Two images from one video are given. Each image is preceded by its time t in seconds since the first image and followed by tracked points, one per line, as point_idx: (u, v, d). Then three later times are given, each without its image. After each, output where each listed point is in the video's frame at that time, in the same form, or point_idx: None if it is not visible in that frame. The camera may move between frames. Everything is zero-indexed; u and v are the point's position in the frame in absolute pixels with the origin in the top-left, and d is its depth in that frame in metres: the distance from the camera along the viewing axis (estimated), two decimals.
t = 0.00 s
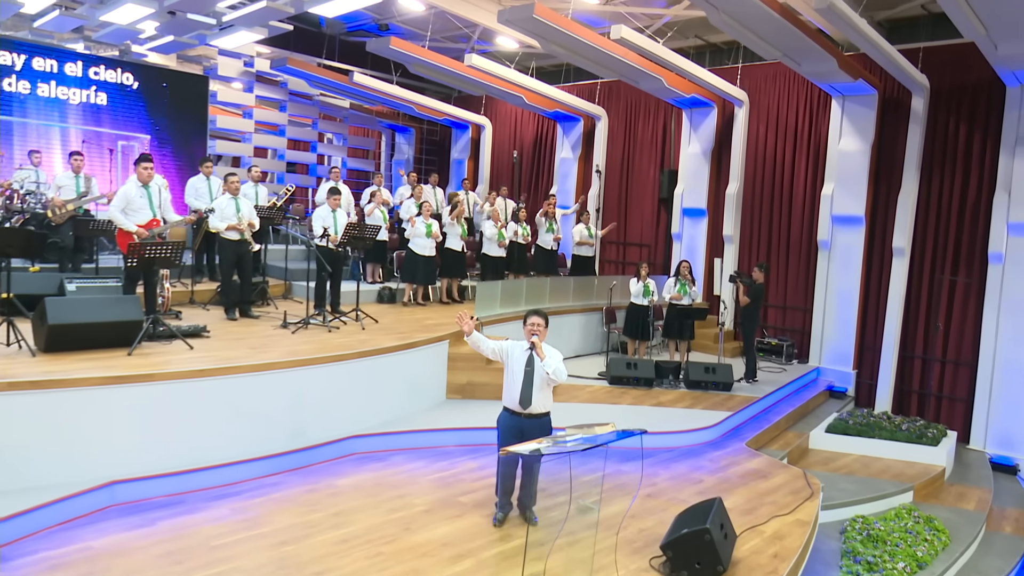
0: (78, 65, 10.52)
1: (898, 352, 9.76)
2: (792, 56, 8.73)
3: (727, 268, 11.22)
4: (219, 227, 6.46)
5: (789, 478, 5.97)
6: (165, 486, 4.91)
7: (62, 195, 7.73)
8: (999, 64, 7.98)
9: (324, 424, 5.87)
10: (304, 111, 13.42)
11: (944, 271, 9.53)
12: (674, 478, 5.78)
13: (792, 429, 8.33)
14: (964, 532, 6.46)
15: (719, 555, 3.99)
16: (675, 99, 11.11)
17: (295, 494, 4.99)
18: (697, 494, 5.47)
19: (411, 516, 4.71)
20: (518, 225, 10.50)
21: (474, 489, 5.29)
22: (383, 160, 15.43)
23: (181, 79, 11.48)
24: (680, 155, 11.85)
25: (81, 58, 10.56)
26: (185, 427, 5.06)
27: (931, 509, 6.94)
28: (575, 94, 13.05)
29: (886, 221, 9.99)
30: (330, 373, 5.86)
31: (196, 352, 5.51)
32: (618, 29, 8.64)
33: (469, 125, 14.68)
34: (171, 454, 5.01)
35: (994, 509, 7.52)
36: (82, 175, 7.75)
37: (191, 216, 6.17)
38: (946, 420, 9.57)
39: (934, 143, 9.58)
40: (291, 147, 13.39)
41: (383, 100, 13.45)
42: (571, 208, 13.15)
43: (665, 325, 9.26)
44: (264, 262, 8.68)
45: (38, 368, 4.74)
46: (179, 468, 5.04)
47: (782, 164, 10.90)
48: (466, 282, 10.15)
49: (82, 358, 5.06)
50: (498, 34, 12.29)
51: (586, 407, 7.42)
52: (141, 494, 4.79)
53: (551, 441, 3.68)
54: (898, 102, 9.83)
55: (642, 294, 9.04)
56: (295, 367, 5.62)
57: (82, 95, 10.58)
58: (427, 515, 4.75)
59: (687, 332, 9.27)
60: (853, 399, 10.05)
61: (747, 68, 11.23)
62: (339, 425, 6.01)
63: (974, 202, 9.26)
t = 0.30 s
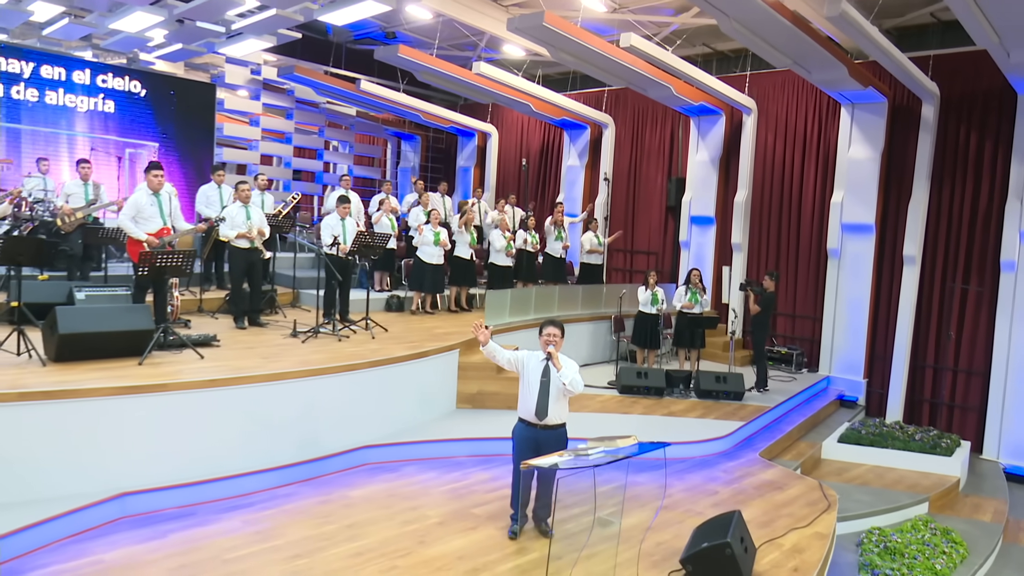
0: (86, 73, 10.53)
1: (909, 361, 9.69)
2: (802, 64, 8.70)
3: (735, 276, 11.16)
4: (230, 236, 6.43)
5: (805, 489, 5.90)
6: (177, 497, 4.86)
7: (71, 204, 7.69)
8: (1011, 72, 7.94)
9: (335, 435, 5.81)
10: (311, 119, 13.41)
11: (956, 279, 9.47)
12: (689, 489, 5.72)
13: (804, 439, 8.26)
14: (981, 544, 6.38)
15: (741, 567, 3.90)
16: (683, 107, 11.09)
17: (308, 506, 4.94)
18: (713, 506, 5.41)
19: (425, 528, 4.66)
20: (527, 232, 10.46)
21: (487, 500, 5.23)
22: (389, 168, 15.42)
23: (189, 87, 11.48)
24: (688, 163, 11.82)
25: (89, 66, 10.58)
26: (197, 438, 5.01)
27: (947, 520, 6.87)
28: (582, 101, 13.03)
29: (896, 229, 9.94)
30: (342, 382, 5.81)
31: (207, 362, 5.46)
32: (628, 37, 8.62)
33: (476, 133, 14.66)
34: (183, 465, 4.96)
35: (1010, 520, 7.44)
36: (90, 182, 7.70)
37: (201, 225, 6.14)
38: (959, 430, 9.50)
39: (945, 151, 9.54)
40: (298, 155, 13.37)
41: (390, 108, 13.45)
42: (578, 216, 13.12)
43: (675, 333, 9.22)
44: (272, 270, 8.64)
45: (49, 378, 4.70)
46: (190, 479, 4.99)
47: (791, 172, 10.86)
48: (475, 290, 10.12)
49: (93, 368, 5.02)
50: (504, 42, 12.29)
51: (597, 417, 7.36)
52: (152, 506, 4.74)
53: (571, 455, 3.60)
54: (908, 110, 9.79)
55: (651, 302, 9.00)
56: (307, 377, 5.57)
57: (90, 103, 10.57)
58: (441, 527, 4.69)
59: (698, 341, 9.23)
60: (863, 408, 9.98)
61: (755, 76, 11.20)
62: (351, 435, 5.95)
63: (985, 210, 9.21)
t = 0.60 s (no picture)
0: (95, 80, 10.52)
1: (922, 370, 9.61)
2: (814, 71, 8.67)
3: (745, 283, 11.09)
4: (243, 243, 6.39)
5: (823, 500, 5.83)
6: (191, 508, 4.80)
7: (81, 211, 7.67)
8: None
9: (348, 445, 5.76)
10: (318, 126, 13.41)
11: (969, 287, 9.41)
12: (706, 500, 5.65)
13: (817, 448, 8.18)
14: (1001, 556, 6.31)
15: None
16: (693, 114, 11.05)
17: (321, 517, 4.88)
18: (730, 518, 5.34)
19: (441, 540, 4.60)
20: (538, 240, 10.41)
21: (503, 512, 5.17)
22: (396, 175, 15.41)
23: (195, 94, 11.45)
24: (697, 170, 11.78)
25: (98, 73, 10.56)
26: (210, 448, 4.96)
27: (965, 531, 6.79)
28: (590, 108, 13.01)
29: (908, 236, 9.88)
30: (354, 392, 5.76)
31: (220, 371, 5.42)
32: (639, 44, 8.60)
33: (483, 140, 14.65)
34: (196, 475, 4.91)
35: None
36: (100, 191, 7.67)
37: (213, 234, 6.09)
38: (973, 439, 9.42)
39: (957, 157, 9.48)
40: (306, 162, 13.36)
41: (397, 115, 13.44)
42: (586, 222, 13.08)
43: (687, 341, 9.17)
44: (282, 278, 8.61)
45: (62, 388, 4.65)
46: (203, 490, 4.94)
47: (802, 179, 10.81)
48: (484, 298, 10.09)
49: (106, 377, 4.97)
50: (512, 48, 12.28)
51: (610, 426, 7.29)
52: (165, 517, 4.69)
53: (596, 467, 3.54)
54: (920, 117, 9.74)
55: (661, 310, 8.95)
56: (320, 387, 5.52)
57: (99, 110, 10.57)
58: (457, 539, 4.64)
59: (709, 350, 9.18)
60: (876, 417, 9.90)
61: (765, 83, 11.16)
62: (363, 445, 5.90)
63: (998, 217, 9.16)
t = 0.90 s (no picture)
0: (108, 87, 10.56)
1: (939, 377, 9.51)
2: (830, 76, 8.61)
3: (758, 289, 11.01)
4: (261, 249, 6.35)
5: (846, 510, 5.75)
6: (208, 518, 4.76)
7: (96, 218, 7.67)
8: None
9: (365, 454, 5.71)
10: (329, 132, 13.41)
11: (987, 293, 9.32)
12: (727, 510, 5.59)
13: (836, 457, 8.09)
14: None
15: None
16: (706, 119, 11.00)
17: (340, 527, 4.83)
18: (753, 528, 5.27)
19: (462, 551, 4.54)
20: (551, 245, 10.36)
21: (522, 521, 5.11)
22: (406, 180, 15.40)
23: (206, 101, 11.46)
24: (710, 175, 11.72)
25: (111, 80, 10.61)
26: (227, 457, 4.91)
27: (987, 542, 6.70)
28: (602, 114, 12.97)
29: (925, 242, 9.80)
30: (371, 400, 5.71)
31: (237, 378, 5.38)
32: (654, 49, 8.56)
33: (494, 146, 14.62)
34: (214, 484, 4.87)
35: None
36: (115, 197, 7.67)
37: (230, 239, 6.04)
38: (991, 448, 9.32)
39: (974, 162, 9.41)
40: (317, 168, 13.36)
41: (408, 121, 13.44)
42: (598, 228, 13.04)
43: (701, 349, 9.10)
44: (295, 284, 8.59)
45: (80, 396, 4.62)
46: (221, 499, 4.90)
47: (816, 184, 10.74)
48: (497, 304, 10.06)
49: (123, 385, 4.94)
50: (524, 54, 12.26)
51: (626, 434, 7.23)
52: (183, 526, 4.65)
53: (623, 479, 3.37)
54: (936, 122, 9.67)
55: (674, 316, 8.89)
56: (337, 395, 5.47)
57: (112, 117, 10.59)
58: (477, 549, 4.58)
59: (725, 357, 9.12)
60: (892, 425, 9.81)
61: (779, 89, 11.12)
62: (380, 454, 5.85)
63: (1017, 224, 9.08)
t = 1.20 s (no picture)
0: (123, 92, 10.56)
1: (959, 384, 9.41)
2: (849, 81, 8.55)
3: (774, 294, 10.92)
4: (280, 254, 6.34)
5: (871, 520, 5.66)
6: (229, 526, 4.72)
7: (113, 223, 7.68)
8: None
9: (384, 461, 5.66)
10: (342, 137, 13.41)
11: (1008, 300, 9.22)
12: (751, 519, 5.51)
13: (856, 464, 8.00)
14: None
15: None
16: (721, 124, 10.94)
17: (360, 535, 4.79)
18: (778, 538, 5.20)
19: (484, 560, 4.49)
20: (566, 250, 10.30)
21: (544, 531, 5.05)
22: (418, 186, 15.39)
23: (219, 106, 11.44)
24: (724, 180, 11.66)
25: (126, 86, 10.59)
26: (247, 465, 4.87)
27: (1013, 552, 6.60)
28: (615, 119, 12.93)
29: (943, 248, 9.71)
30: (390, 407, 5.66)
31: (256, 386, 5.35)
32: (671, 54, 8.53)
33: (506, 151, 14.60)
34: (234, 492, 4.83)
35: None
36: (133, 203, 7.67)
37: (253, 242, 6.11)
38: (1013, 455, 9.22)
39: (995, 167, 9.31)
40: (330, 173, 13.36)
41: (420, 126, 13.43)
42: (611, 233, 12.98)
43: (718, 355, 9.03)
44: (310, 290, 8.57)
45: (101, 404, 4.59)
46: (240, 507, 4.86)
47: (833, 189, 10.66)
48: (512, 309, 10.02)
49: (144, 392, 4.91)
50: (537, 59, 12.23)
51: (644, 441, 7.16)
52: (204, 535, 4.61)
53: (656, 489, 3.34)
54: (955, 127, 9.58)
55: (690, 322, 8.83)
56: (357, 402, 5.43)
57: (126, 123, 10.60)
58: (500, 559, 4.53)
59: (742, 363, 9.04)
60: (911, 432, 9.71)
61: (795, 93, 11.04)
62: (398, 461, 5.80)
63: None
